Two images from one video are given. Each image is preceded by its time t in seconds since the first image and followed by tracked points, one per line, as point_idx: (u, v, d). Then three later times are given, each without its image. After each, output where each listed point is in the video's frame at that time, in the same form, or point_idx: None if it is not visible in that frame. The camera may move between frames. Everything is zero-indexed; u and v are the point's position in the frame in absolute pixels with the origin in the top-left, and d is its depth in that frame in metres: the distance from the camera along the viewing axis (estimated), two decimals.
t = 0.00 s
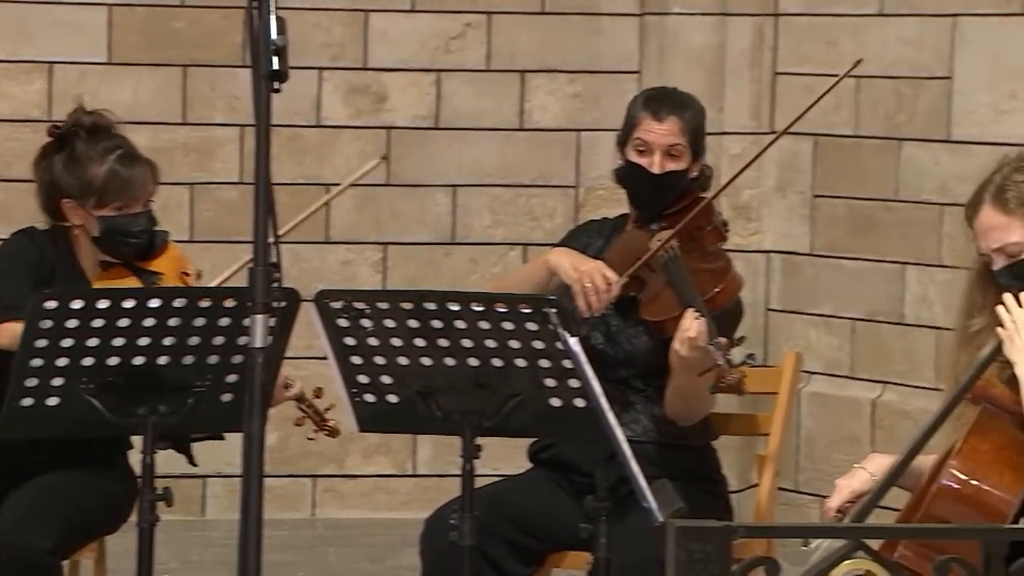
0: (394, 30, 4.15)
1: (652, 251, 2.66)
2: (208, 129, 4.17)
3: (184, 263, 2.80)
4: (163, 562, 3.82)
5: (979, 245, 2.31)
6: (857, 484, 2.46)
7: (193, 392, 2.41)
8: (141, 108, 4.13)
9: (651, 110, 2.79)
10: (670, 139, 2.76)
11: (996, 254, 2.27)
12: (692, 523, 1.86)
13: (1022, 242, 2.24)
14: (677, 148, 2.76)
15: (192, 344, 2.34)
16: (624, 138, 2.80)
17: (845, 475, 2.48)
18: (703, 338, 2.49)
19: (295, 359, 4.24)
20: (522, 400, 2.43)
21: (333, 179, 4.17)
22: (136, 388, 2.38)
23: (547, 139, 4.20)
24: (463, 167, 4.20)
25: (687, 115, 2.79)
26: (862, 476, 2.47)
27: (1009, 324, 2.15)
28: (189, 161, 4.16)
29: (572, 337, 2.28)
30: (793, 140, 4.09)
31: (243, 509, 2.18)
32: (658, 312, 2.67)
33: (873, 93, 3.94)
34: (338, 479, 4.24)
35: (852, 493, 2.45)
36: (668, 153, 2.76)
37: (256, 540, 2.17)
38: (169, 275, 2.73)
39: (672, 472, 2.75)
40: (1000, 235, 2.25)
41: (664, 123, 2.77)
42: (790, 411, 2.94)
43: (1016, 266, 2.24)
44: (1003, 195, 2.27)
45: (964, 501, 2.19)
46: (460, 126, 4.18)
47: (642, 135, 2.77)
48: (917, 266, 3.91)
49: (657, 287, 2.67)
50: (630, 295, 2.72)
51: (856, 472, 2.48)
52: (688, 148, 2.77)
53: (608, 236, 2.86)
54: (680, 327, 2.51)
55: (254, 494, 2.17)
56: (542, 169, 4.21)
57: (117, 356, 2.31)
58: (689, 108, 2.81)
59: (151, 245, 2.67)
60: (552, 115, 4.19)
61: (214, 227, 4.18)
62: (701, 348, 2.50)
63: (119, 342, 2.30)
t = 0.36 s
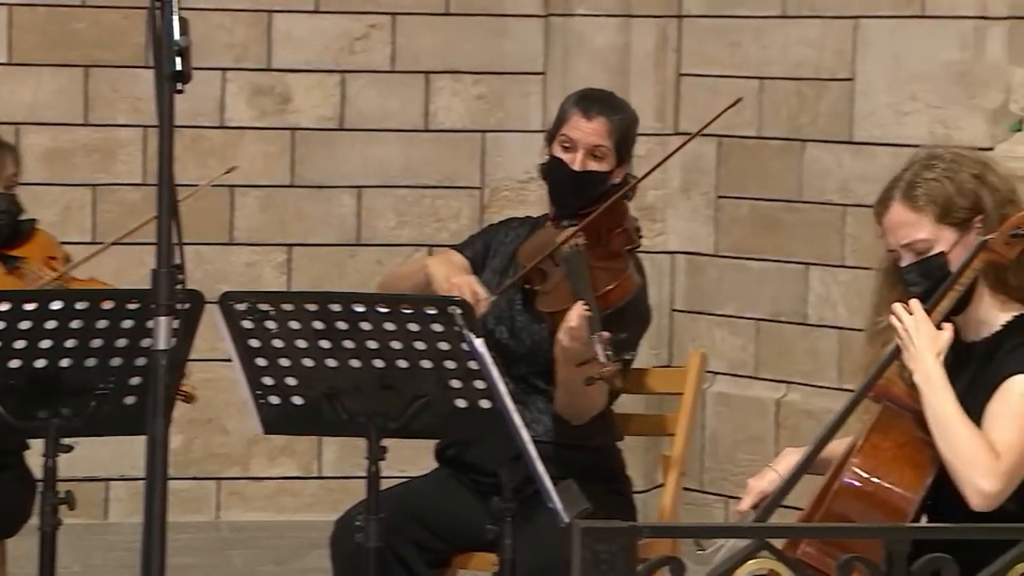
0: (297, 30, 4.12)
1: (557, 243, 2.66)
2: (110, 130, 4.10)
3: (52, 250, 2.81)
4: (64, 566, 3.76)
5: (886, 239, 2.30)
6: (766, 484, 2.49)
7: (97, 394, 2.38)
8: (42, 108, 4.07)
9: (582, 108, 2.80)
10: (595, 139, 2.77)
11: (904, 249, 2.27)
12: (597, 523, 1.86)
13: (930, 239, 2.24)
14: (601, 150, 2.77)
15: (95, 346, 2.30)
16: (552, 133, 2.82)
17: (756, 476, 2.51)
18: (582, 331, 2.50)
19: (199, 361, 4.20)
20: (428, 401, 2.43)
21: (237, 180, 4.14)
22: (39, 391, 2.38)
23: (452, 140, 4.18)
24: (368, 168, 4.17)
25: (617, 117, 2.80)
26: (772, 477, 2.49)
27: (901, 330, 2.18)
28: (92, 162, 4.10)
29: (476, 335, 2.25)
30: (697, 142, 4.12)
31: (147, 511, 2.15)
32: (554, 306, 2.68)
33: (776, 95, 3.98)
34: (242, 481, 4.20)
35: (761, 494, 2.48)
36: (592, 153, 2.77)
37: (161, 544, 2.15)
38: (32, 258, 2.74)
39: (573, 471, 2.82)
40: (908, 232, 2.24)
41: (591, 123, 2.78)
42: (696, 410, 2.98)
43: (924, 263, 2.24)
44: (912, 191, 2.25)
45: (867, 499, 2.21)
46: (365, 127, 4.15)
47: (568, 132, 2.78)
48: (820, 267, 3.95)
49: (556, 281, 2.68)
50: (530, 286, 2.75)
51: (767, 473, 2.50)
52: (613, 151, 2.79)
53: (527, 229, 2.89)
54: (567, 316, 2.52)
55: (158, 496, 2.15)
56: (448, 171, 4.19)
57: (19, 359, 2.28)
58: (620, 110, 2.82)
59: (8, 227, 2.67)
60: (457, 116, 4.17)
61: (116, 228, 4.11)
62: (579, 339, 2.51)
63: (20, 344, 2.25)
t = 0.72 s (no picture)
0: (218, 31, 4.09)
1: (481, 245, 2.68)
2: (28, 131, 4.05)
3: None
4: None
5: (806, 242, 2.32)
6: (696, 478, 2.51)
7: (15, 399, 2.32)
8: None
9: (524, 114, 2.81)
10: (532, 147, 2.78)
11: (822, 252, 2.29)
12: (519, 525, 1.83)
13: (848, 242, 2.26)
14: (538, 158, 2.79)
15: (14, 349, 2.27)
16: (494, 136, 2.84)
17: (687, 470, 2.53)
18: (485, 330, 2.51)
19: (119, 363, 4.16)
20: (350, 403, 2.41)
21: (157, 181, 4.11)
22: None
23: (373, 140, 4.16)
24: (290, 169, 4.14)
25: (557, 126, 2.81)
26: (700, 470, 2.52)
27: (826, 322, 2.16)
28: (9, 163, 4.04)
29: (398, 335, 2.23)
30: (619, 143, 4.14)
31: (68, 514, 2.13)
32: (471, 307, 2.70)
33: (697, 96, 4.01)
34: (164, 484, 4.17)
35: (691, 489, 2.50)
36: (528, 160, 2.79)
37: (83, 548, 2.13)
38: None
39: (497, 471, 2.84)
40: (826, 234, 2.27)
41: (530, 130, 2.79)
42: (619, 412, 3.00)
43: (842, 265, 2.25)
44: (829, 194, 2.27)
45: (789, 499, 2.20)
46: (287, 128, 4.13)
47: (507, 137, 2.80)
48: (741, 267, 3.99)
49: (475, 281, 2.70)
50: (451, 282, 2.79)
51: (695, 467, 2.53)
52: (550, 160, 2.80)
53: (464, 227, 2.92)
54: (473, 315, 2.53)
55: (79, 499, 2.13)
56: (370, 173, 4.17)
57: None
58: (562, 121, 2.82)
59: None
60: (378, 118, 4.15)
61: (34, 230, 4.06)
62: (480, 339, 2.52)
63: None
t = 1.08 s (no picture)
0: (163, 32, 4.06)
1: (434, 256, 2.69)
2: None
3: None
4: None
5: (750, 238, 2.33)
6: (633, 481, 2.50)
7: None
8: None
9: (486, 124, 2.81)
10: (493, 158, 2.79)
11: (766, 248, 2.30)
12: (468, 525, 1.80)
13: (791, 238, 2.28)
14: (497, 168, 2.80)
15: None
16: (452, 143, 2.84)
17: (622, 472, 2.52)
18: (430, 360, 2.58)
19: (65, 365, 4.12)
20: (298, 405, 2.36)
21: (102, 181, 4.08)
22: None
23: (320, 140, 4.14)
24: (235, 170, 4.12)
25: (518, 138, 2.82)
26: (637, 473, 2.50)
27: (775, 321, 2.19)
28: None
29: (347, 337, 2.18)
30: (566, 144, 4.16)
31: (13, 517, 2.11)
32: (418, 326, 2.69)
33: (643, 97, 4.03)
34: (109, 486, 4.13)
35: (627, 491, 2.49)
36: (488, 170, 2.80)
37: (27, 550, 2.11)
38: None
39: (445, 473, 2.83)
40: (769, 231, 2.28)
41: (491, 140, 2.80)
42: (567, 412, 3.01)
43: (784, 263, 2.27)
44: (775, 191, 2.29)
45: (736, 499, 2.22)
46: (233, 128, 4.11)
47: (467, 146, 2.80)
48: (688, 268, 4.01)
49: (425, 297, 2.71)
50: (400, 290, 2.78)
51: (632, 470, 2.51)
52: (509, 171, 2.81)
53: (418, 230, 2.94)
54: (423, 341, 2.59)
55: (24, 502, 2.11)
56: (316, 174, 4.15)
57: None
58: (522, 132, 2.84)
59: None
60: (325, 118, 4.13)
61: None
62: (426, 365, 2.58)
63: None
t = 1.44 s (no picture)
0: (108, 32, 4.03)
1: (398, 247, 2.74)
2: None
3: None
4: None
5: (702, 225, 2.37)
6: (577, 487, 2.50)
7: None
8: None
9: (453, 119, 2.85)
10: (460, 153, 2.83)
11: (714, 233, 2.34)
12: (415, 526, 1.75)
13: (738, 224, 2.30)
14: (463, 165, 2.84)
15: None
16: (416, 136, 2.86)
17: (565, 478, 2.53)
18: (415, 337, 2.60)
19: (10, 366, 4.07)
20: (244, 405, 2.34)
21: (47, 182, 4.04)
22: None
23: (267, 141, 4.12)
24: (181, 170, 4.09)
25: (482, 137, 2.87)
26: (581, 479, 2.51)
27: (719, 325, 2.21)
28: None
29: (294, 338, 2.16)
30: (513, 145, 4.17)
31: None
32: (388, 308, 2.73)
33: (590, 98, 4.04)
34: (54, 488, 4.10)
35: (571, 496, 2.50)
36: (453, 165, 2.83)
37: None
38: None
39: (393, 476, 2.83)
40: (718, 216, 2.31)
41: (459, 136, 2.84)
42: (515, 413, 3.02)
43: (729, 248, 2.29)
44: (729, 180, 2.33)
45: (684, 500, 2.23)
46: (178, 128, 4.08)
47: (434, 139, 2.83)
48: (635, 268, 4.02)
49: (393, 282, 2.75)
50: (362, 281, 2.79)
51: (576, 475, 2.52)
52: (472, 168, 2.86)
53: (362, 228, 2.98)
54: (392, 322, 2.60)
55: None
56: (262, 175, 4.13)
57: None
58: (484, 129, 2.89)
59: None
60: (271, 119, 4.12)
61: None
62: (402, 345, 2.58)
63: None
